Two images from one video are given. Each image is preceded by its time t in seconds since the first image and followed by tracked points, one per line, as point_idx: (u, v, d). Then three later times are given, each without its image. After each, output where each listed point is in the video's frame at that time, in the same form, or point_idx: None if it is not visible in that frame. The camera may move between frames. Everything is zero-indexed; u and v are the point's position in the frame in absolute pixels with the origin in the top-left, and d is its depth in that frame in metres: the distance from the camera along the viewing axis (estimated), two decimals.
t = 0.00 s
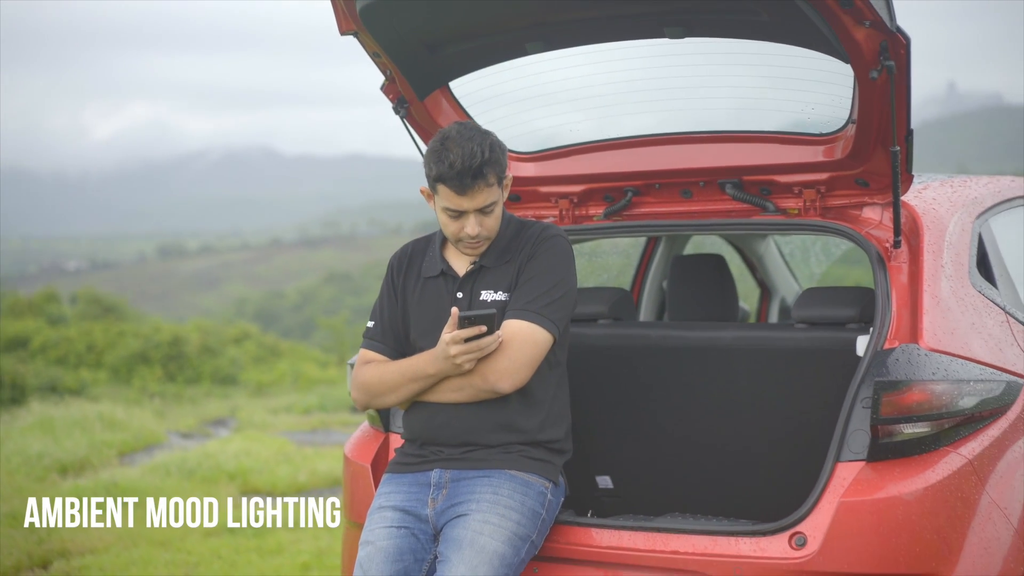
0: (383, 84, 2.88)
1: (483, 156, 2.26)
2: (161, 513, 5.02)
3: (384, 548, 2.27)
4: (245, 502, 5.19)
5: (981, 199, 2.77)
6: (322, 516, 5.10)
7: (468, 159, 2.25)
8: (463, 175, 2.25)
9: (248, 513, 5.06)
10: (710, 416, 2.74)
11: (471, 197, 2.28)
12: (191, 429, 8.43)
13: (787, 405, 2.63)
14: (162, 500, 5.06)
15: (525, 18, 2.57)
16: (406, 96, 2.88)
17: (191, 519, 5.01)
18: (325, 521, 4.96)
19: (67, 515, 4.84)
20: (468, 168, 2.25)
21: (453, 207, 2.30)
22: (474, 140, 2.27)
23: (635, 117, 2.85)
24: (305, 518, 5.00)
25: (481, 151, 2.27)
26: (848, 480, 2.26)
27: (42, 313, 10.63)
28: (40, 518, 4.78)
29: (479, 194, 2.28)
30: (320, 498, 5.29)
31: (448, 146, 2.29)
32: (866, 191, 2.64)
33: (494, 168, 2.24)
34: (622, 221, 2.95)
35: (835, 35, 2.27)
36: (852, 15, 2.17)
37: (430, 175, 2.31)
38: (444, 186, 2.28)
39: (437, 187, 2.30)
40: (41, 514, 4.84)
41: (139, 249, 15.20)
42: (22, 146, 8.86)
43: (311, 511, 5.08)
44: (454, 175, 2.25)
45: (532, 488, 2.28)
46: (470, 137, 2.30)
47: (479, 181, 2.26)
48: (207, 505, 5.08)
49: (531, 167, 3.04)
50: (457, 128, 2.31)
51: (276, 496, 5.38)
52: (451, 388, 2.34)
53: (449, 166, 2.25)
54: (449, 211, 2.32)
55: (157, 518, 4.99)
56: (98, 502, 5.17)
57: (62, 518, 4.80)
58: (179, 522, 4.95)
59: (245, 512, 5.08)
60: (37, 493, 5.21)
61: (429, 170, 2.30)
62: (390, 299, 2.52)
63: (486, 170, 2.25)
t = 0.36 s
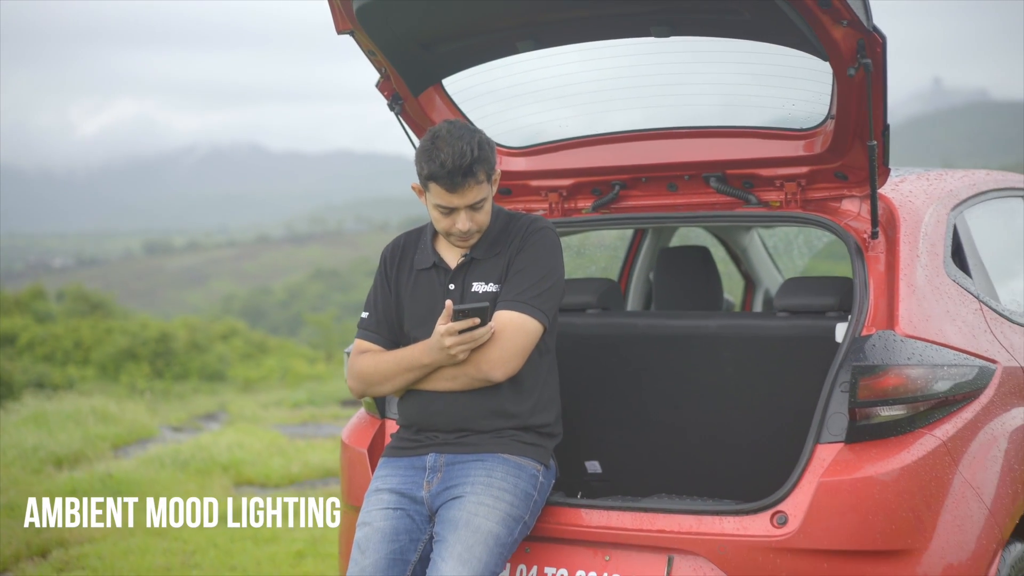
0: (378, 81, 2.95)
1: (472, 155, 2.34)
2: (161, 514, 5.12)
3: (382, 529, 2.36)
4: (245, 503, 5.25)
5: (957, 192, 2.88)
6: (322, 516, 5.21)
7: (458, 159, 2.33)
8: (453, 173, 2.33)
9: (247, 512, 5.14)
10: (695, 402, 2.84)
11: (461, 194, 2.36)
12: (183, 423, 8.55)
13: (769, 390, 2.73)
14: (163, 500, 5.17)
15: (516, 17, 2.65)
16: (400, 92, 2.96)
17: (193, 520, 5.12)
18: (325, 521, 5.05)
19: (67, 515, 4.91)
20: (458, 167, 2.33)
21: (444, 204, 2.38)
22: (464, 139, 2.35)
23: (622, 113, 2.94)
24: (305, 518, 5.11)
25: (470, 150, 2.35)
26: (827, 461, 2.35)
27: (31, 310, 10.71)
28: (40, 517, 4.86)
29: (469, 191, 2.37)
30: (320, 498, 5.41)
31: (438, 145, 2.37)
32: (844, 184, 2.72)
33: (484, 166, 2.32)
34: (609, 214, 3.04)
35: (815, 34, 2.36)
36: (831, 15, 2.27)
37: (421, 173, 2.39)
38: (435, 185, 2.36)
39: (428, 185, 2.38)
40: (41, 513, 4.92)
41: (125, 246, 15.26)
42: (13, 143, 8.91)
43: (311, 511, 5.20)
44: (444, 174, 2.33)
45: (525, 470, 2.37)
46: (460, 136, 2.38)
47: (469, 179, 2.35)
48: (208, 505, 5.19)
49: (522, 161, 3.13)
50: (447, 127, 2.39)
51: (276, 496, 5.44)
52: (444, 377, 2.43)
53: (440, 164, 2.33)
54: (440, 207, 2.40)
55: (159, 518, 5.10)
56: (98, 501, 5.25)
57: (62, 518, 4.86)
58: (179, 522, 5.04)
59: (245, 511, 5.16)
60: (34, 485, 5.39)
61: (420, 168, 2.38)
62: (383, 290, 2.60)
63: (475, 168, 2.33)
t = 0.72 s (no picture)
0: (374, 81, 3.04)
1: (465, 154, 2.42)
2: (161, 513, 5.15)
3: (380, 514, 2.45)
4: (245, 503, 5.28)
5: (934, 186, 2.98)
6: (322, 516, 5.26)
7: (452, 158, 2.41)
8: (447, 172, 2.41)
9: (247, 512, 5.18)
10: (683, 391, 2.93)
11: (454, 192, 2.45)
12: (178, 417, 8.65)
13: (753, 378, 2.83)
14: (163, 501, 5.20)
15: (508, 19, 2.74)
16: (395, 92, 3.05)
17: (193, 520, 5.15)
18: (326, 522, 5.12)
19: (66, 515, 5.02)
20: (452, 167, 2.41)
21: (438, 202, 2.46)
22: (456, 139, 2.43)
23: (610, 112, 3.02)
24: (305, 519, 5.16)
25: (463, 149, 2.43)
26: (809, 446, 2.44)
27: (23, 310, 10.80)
28: (40, 517, 4.98)
29: (462, 189, 2.45)
30: (319, 498, 5.46)
31: (432, 145, 2.45)
32: (826, 180, 2.80)
33: (476, 165, 2.41)
34: (598, 209, 3.14)
35: (796, 35, 2.45)
36: (811, 18, 2.36)
37: (415, 172, 2.47)
38: (429, 183, 2.44)
39: (423, 183, 2.45)
40: (41, 513, 5.03)
41: (114, 242, 15.46)
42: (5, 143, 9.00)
43: (311, 511, 5.26)
44: (438, 173, 2.41)
45: (518, 457, 2.46)
46: (453, 136, 2.45)
47: (462, 177, 2.43)
48: (208, 506, 5.21)
49: (513, 158, 3.21)
50: (440, 127, 2.46)
51: (276, 496, 5.49)
52: (438, 368, 2.51)
53: (434, 164, 2.41)
54: (434, 205, 2.48)
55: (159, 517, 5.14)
56: (98, 502, 5.36)
57: (62, 518, 4.97)
58: (179, 522, 5.09)
59: (245, 512, 5.20)
60: (31, 478, 5.70)
61: (414, 168, 2.46)
62: (379, 284, 2.69)
63: (468, 167, 2.42)
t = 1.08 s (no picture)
0: (371, 81, 3.12)
1: (457, 152, 2.50)
2: (161, 513, 5.12)
3: (380, 501, 2.53)
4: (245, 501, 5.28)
5: (916, 182, 3.06)
6: (322, 517, 5.12)
7: (445, 155, 2.49)
8: (441, 170, 2.49)
9: (247, 512, 5.13)
10: (673, 381, 3.02)
11: (448, 189, 2.52)
12: (177, 411, 8.77)
13: (741, 369, 2.91)
14: (162, 502, 5.16)
15: (503, 21, 2.82)
16: (392, 91, 3.13)
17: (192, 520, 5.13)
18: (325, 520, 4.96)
19: (67, 515, 5.05)
20: (445, 164, 2.49)
21: (433, 199, 2.54)
22: (448, 137, 2.50)
23: (602, 110, 3.10)
24: (304, 518, 5.04)
25: (456, 147, 2.51)
26: (794, 435, 2.53)
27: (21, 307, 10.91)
28: (40, 517, 5.01)
29: (456, 185, 2.52)
30: (320, 499, 5.33)
31: (425, 144, 2.52)
32: (810, 176, 2.87)
33: (469, 162, 2.48)
34: (590, 205, 3.22)
35: (780, 37, 2.53)
36: (795, 20, 2.43)
37: (410, 171, 2.54)
38: (423, 180, 2.52)
39: (417, 181, 2.53)
40: (41, 513, 5.06)
41: (110, 237, 16.71)
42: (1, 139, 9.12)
43: (311, 511, 5.13)
44: (432, 170, 2.49)
45: (512, 446, 2.54)
46: (445, 135, 2.53)
47: (455, 174, 2.50)
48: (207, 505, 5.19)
49: (507, 156, 3.29)
50: (433, 126, 2.53)
51: (277, 489, 5.54)
52: (434, 359, 2.59)
53: (428, 162, 2.49)
54: (429, 202, 2.56)
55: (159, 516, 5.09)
56: (98, 502, 5.37)
57: (62, 518, 5.01)
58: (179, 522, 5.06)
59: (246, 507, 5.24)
60: (33, 470, 5.97)
61: (409, 166, 2.53)
62: (376, 279, 2.76)
63: (461, 164, 2.49)
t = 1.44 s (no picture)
0: (372, 82, 3.24)
1: (444, 140, 2.61)
2: (161, 513, 5.11)
3: (381, 487, 2.64)
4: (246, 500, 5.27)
5: (898, 179, 3.16)
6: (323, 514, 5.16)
7: (431, 142, 2.59)
8: (428, 156, 2.59)
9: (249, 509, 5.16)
10: (664, 371, 3.12)
11: (437, 176, 2.63)
12: (181, 406, 8.89)
13: (729, 360, 3.01)
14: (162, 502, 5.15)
15: (498, 24, 2.94)
16: (391, 91, 3.25)
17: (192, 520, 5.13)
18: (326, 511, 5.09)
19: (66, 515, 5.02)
20: (432, 150, 2.59)
21: (423, 187, 2.64)
22: (434, 126, 2.61)
23: (596, 109, 3.21)
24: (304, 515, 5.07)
25: (442, 136, 2.61)
26: (779, 422, 2.63)
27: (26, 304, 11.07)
28: (40, 517, 5.00)
29: (444, 172, 2.63)
30: (320, 495, 5.36)
31: (412, 135, 2.63)
32: (795, 173, 2.97)
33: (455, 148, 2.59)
34: (584, 201, 3.31)
35: (765, 39, 2.62)
36: (779, 23, 2.52)
37: (400, 163, 2.65)
38: (413, 170, 2.62)
39: (407, 171, 2.64)
40: (41, 513, 5.05)
41: (96, 238, 17.77)
42: (5, 137, 9.27)
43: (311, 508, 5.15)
44: (420, 158, 2.60)
45: (508, 433, 2.64)
46: (431, 125, 2.64)
47: (442, 161, 2.61)
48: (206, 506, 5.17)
49: (504, 154, 3.39)
50: (419, 119, 2.65)
51: (281, 481, 5.65)
52: (431, 348, 2.69)
53: (416, 150, 2.60)
54: (420, 192, 2.66)
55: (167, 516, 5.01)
56: (97, 502, 5.36)
57: (61, 518, 4.99)
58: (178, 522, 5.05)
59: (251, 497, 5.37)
60: (40, 462, 6.10)
61: (398, 159, 2.64)
62: (377, 274, 2.87)
63: (447, 150, 2.60)
